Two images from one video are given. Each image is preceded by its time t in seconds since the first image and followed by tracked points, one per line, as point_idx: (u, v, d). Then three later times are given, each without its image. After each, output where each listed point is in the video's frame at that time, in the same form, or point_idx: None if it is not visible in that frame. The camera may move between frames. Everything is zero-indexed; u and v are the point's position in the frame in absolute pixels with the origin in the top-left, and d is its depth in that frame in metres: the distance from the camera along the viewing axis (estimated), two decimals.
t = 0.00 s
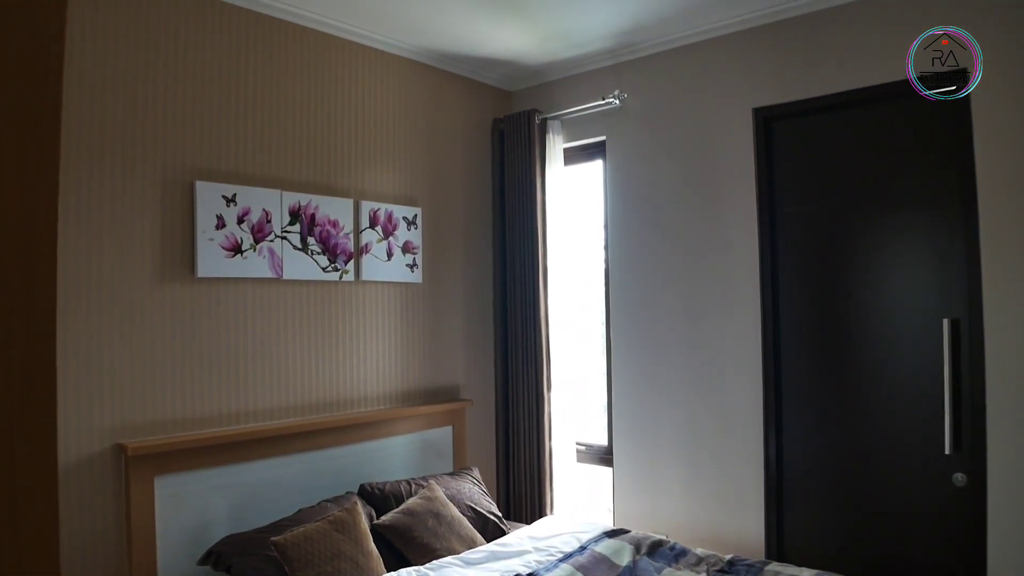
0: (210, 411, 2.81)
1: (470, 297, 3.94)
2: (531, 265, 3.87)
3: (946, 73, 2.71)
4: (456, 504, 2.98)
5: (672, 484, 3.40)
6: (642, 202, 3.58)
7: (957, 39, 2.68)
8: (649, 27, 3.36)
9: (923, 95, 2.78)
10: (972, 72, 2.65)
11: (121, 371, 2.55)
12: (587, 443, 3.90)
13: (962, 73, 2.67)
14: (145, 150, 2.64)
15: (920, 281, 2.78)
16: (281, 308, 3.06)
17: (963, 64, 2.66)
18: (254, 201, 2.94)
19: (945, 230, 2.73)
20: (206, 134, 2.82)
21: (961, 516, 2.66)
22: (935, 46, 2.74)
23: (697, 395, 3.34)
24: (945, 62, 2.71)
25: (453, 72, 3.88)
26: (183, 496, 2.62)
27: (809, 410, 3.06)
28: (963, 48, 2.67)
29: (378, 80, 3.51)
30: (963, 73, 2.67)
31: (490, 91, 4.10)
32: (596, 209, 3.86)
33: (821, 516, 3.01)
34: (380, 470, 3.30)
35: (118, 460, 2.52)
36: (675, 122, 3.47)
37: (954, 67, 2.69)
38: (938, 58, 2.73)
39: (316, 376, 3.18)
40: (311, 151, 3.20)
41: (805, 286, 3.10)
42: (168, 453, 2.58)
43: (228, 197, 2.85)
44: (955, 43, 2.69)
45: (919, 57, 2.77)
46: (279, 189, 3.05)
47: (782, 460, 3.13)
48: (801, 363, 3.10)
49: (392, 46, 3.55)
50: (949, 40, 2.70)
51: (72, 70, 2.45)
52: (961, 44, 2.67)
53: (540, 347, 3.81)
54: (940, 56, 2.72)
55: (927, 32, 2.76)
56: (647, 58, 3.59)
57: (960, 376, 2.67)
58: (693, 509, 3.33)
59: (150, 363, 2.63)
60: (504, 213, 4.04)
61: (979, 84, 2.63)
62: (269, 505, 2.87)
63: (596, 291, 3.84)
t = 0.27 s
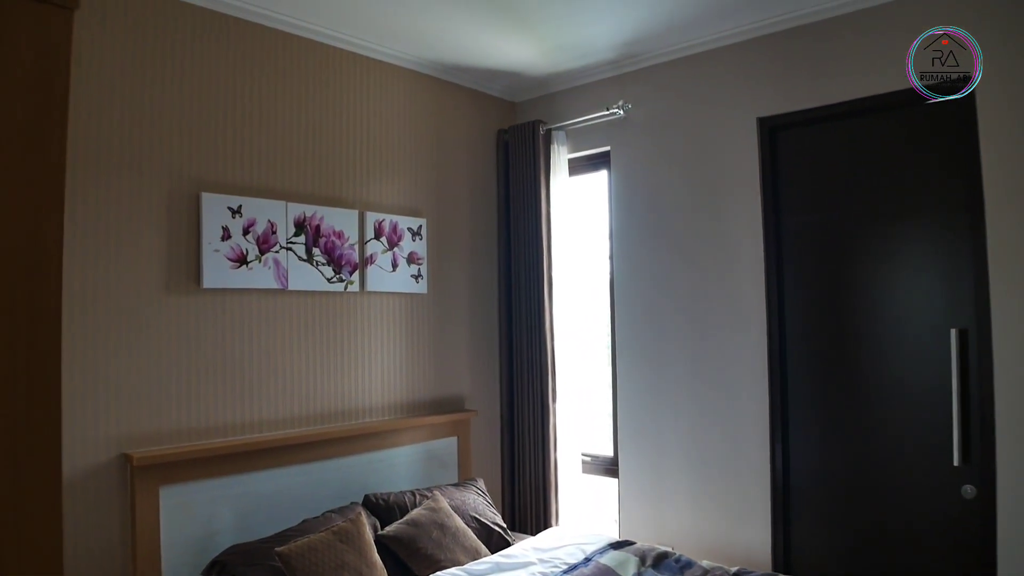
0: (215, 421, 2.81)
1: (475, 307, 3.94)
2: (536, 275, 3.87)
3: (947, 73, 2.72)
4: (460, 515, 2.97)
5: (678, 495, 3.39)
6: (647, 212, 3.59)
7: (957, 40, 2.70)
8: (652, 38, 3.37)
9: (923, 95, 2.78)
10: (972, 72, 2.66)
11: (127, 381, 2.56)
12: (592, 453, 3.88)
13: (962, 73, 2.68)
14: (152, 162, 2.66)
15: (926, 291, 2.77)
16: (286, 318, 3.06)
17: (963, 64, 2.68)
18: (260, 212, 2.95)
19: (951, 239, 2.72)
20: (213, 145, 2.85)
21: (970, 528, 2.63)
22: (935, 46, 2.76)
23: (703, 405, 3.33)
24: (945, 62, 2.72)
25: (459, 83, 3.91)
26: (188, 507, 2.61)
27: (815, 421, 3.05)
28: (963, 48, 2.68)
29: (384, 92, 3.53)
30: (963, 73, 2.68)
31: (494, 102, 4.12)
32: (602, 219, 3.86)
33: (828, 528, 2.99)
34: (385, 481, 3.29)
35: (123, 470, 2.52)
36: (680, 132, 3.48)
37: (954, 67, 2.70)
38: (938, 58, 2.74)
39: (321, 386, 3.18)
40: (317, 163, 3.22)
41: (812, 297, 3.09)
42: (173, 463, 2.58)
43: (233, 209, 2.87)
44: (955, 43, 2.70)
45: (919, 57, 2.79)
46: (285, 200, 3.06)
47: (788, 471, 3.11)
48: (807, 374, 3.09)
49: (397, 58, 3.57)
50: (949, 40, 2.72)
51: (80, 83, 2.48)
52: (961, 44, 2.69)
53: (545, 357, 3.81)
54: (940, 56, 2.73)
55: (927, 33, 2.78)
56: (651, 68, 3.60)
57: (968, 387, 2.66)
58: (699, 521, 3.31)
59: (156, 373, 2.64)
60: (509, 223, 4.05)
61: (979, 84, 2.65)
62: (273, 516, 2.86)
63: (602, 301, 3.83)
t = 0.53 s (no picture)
0: (229, 428, 2.82)
1: (489, 315, 3.94)
2: (550, 282, 3.87)
3: (947, 74, 2.73)
4: (474, 522, 2.96)
5: (693, 503, 3.36)
6: (660, 219, 3.58)
7: (957, 40, 2.71)
8: (664, 45, 3.37)
9: (923, 94, 2.79)
10: (973, 72, 2.67)
11: (143, 388, 2.59)
12: (607, 461, 3.86)
13: (961, 73, 2.69)
14: (168, 171, 2.69)
15: (943, 297, 2.74)
16: (300, 325, 3.08)
17: (963, 64, 2.69)
18: (274, 220, 2.97)
19: (968, 245, 2.69)
20: (228, 155, 2.88)
21: (990, 538, 2.59)
22: (935, 46, 2.77)
23: (717, 412, 3.31)
24: (945, 62, 2.73)
25: (472, 91, 3.92)
26: (202, 513, 2.63)
27: (831, 429, 3.01)
28: (963, 48, 2.70)
29: (397, 101, 3.55)
30: (963, 73, 2.69)
31: (507, 110, 4.13)
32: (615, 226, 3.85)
33: (844, 537, 2.96)
34: (398, 488, 3.29)
35: (139, 476, 2.55)
36: (692, 139, 3.47)
37: (954, 67, 2.71)
38: (938, 58, 2.75)
39: (335, 393, 3.19)
40: (331, 171, 3.24)
41: (827, 305, 3.06)
42: (188, 470, 2.60)
43: (248, 217, 2.89)
44: (955, 43, 2.72)
45: (920, 58, 2.80)
46: (299, 208, 3.09)
47: (805, 480, 3.08)
48: (822, 381, 3.06)
49: (411, 67, 3.60)
50: (949, 40, 2.73)
51: (98, 94, 2.52)
52: (961, 44, 2.70)
53: (559, 364, 3.80)
54: (939, 56, 2.75)
55: (927, 33, 2.79)
56: (664, 75, 3.60)
57: (987, 394, 2.62)
58: (715, 529, 3.28)
59: (171, 380, 2.67)
60: (523, 230, 4.05)
61: (978, 84, 2.66)
62: (287, 523, 2.87)
63: (615, 308, 3.82)
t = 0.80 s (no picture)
0: (255, 432, 2.84)
1: (513, 320, 3.93)
2: (574, 286, 3.85)
3: (947, 74, 2.75)
4: (498, 527, 2.95)
5: (720, 511, 3.32)
6: (684, 223, 3.54)
7: (957, 40, 2.74)
8: (688, 49, 3.35)
9: (922, 94, 2.81)
10: (972, 72, 2.69)
11: (170, 392, 2.61)
12: (631, 467, 3.82)
13: (961, 73, 2.72)
14: (195, 178, 2.73)
15: (976, 302, 2.68)
16: (326, 330, 3.10)
17: (963, 65, 2.71)
18: (300, 226, 3.00)
19: (1002, 248, 2.63)
20: (254, 161, 2.91)
21: None
22: (935, 46, 2.80)
23: (744, 419, 3.26)
24: (945, 63, 2.76)
25: (495, 96, 3.93)
26: (228, 517, 2.64)
27: (861, 436, 2.95)
28: (963, 49, 2.72)
29: (421, 106, 3.57)
30: (963, 73, 2.71)
31: (531, 116, 4.14)
32: (639, 231, 3.82)
33: (874, 547, 2.90)
34: (422, 493, 3.29)
35: (166, 479, 2.57)
36: (717, 143, 3.44)
37: (955, 67, 2.73)
38: (938, 58, 2.78)
39: (360, 398, 3.20)
40: (356, 176, 3.26)
41: (856, 310, 3.00)
42: (214, 474, 2.62)
43: (274, 223, 2.92)
44: (955, 43, 2.74)
45: (920, 58, 2.83)
46: (324, 214, 3.11)
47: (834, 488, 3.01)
48: (851, 387, 3.00)
49: (434, 73, 3.61)
50: (949, 40, 2.76)
51: (128, 102, 2.56)
52: (961, 44, 2.73)
53: (583, 369, 3.78)
54: (939, 56, 2.77)
55: (927, 33, 2.82)
56: (688, 79, 3.58)
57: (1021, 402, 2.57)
58: (742, 537, 3.23)
59: (198, 384, 2.69)
60: (547, 235, 4.04)
61: (978, 84, 2.68)
62: (311, 528, 2.87)
63: (639, 314, 3.79)
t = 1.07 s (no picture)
0: (284, 433, 2.86)
1: (540, 320, 3.92)
2: (601, 287, 3.83)
3: (947, 74, 2.78)
4: (526, 529, 2.94)
5: (750, 514, 3.27)
6: (713, 223, 3.50)
7: (957, 41, 2.77)
8: (715, 48, 3.31)
9: (922, 94, 2.83)
10: (972, 72, 2.72)
11: (200, 393, 2.64)
12: (659, 469, 3.78)
13: (962, 74, 2.74)
14: (225, 181, 2.76)
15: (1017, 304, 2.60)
16: (353, 331, 3.11)
17: (964, 65, 2.74)
18: (328, 228, 3.02)
19: None
20: (281, 164, 2.93)
21: None
22: (935, 46, 2.83)
23: (773, 422, 3.22)
24: (945, 63, 2.78)
25: (521, 98, 3.93)
26: (257, 518, 2.66)
27: (896, 440, 2.89)
28: (964, 49, 2.75)
29: (447, 108, 3.57)
30: (963, 74, 2.74)
31: (557, 117, 4.12)
32: (667, 231, 3.78)
33: (909, 553, 2.84)
34: (449, 495, 3.29)
35: (197, 480, 2.60)
36: (746, 143, 3.39)
37: (955, 67, 2.76)
38: (938, 58, 2.80)
39: (388, 400, 3.21)
40: (383, 178, 3.27)
41: (889, 311, 2.93)
42: (244, 475, 2.64)
43: (303, 225, 2.94)
44: (955, 43, 2.77)
45: (920, 58, 2.85)
46: (352, 216, 3.12)
47: (867, 493, 2.96)
48: (884, 391, 2.93)
49: (460, 74, 3.62)
50: (950, 41, 2.78)
51: (159, 107, 2.60)
52: (962, 45, 2.75)
53: (610, 371, 3.75)
54: (940, 56, 2.80)
55: (928, 33, 2.84)
56: (717, 78, 3.53)
57: None
58: (773, 541, 3.19)
59: (227, 385, 2.72)
60: (574, 235, 4.03)
61: (979, 84, 2.70)
62: (339, 529, 2.89)
63: (667, 314, 3.75)
